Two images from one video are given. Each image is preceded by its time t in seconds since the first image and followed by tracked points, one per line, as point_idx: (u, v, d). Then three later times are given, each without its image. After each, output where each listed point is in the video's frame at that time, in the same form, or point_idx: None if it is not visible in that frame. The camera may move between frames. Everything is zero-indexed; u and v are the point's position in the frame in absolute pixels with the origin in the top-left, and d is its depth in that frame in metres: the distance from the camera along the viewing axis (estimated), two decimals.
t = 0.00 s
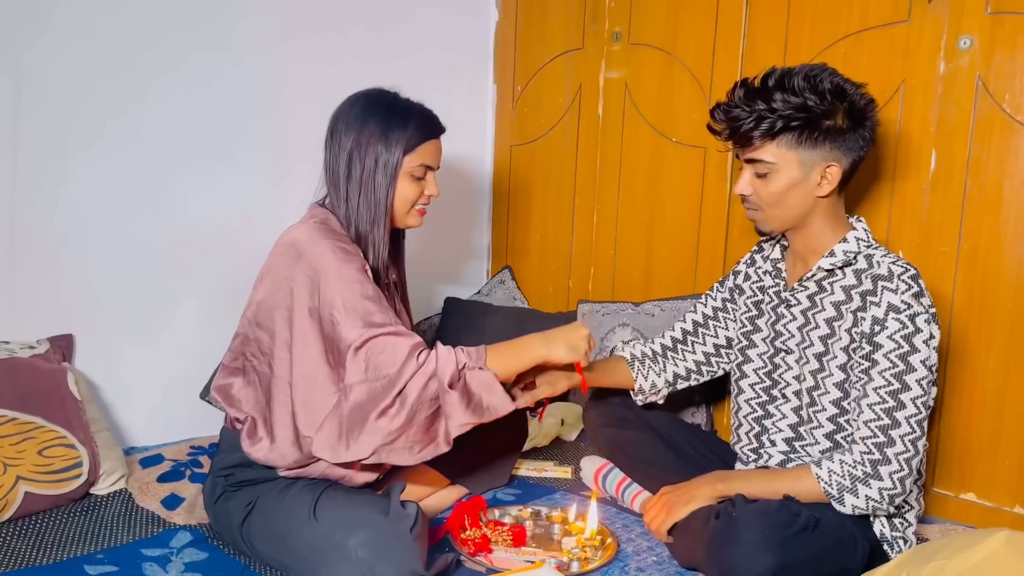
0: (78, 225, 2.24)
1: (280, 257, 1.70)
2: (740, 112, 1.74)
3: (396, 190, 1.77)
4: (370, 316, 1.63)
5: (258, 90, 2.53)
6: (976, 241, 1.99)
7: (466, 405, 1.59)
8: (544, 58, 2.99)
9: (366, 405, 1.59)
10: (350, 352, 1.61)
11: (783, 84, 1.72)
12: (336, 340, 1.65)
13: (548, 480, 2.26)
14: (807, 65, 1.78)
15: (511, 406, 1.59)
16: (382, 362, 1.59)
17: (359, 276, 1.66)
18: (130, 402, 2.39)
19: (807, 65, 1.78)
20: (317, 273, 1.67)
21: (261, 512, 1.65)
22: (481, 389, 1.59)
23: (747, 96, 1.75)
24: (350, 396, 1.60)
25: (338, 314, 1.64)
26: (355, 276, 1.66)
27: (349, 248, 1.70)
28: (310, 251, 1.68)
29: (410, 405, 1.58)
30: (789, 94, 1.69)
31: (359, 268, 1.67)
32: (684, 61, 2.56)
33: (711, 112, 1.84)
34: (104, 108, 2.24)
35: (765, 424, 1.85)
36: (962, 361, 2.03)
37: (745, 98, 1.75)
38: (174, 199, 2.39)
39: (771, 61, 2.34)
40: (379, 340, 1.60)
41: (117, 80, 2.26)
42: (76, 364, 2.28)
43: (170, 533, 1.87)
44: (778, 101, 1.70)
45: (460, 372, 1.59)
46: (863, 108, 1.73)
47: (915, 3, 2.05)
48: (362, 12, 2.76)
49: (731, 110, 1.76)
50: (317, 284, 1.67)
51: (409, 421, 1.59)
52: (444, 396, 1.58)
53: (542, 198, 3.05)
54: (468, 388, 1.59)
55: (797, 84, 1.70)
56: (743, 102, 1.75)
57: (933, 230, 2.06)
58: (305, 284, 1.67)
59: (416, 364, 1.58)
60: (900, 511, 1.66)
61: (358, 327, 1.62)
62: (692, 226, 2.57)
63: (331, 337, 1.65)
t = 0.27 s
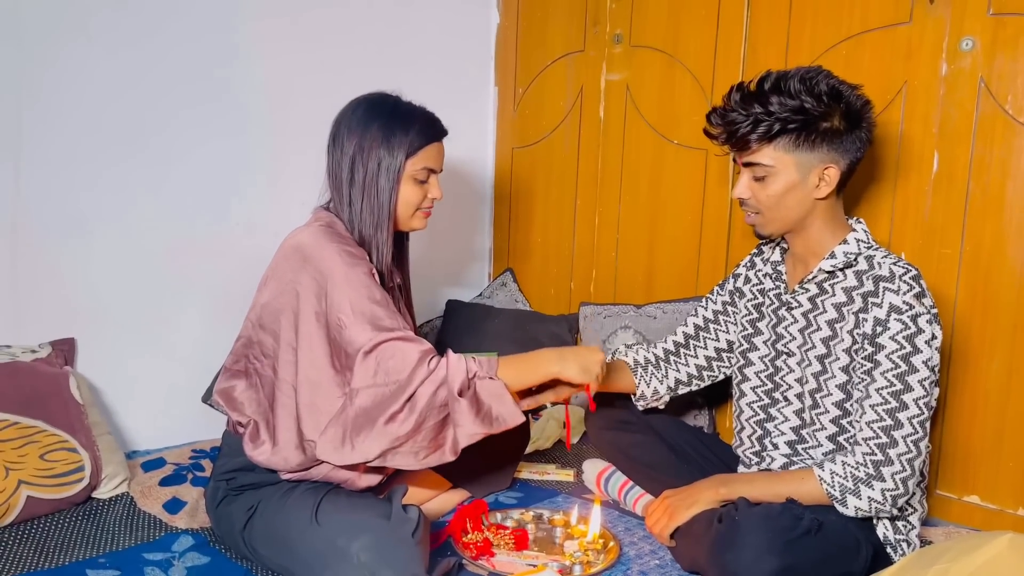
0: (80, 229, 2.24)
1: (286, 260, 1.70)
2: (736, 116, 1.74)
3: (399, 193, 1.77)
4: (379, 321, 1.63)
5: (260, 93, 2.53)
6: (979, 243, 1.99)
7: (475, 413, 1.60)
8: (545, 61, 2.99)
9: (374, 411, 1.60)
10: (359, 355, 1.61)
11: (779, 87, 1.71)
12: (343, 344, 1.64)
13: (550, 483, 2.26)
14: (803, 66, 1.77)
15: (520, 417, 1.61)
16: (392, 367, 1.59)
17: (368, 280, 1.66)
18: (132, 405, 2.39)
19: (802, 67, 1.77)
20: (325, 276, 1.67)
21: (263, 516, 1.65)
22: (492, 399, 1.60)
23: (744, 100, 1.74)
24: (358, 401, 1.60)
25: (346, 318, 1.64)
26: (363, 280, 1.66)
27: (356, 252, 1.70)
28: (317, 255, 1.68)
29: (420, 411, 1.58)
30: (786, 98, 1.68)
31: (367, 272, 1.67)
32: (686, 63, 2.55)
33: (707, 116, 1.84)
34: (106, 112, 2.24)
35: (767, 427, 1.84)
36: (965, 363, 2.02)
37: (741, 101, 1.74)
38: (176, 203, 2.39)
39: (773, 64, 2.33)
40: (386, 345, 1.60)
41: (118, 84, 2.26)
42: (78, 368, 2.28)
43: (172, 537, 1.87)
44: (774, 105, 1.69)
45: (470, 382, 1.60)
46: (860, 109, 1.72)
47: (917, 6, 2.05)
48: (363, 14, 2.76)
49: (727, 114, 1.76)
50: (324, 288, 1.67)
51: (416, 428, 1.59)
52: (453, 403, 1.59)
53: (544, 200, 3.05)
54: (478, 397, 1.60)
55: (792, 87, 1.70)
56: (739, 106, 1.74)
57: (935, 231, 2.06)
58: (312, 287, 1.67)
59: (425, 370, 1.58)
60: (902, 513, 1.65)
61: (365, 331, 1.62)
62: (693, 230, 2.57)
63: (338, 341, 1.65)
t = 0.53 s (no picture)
0: (81, 231, 2.24)
1: (290, 262, 1.70)
2: (727, 121, 1.74)
3: (404, 194, 1.77)
4: (379, 334, 1.62)
5: (260, 95, 2.53)
6: (981, 243, 1.98)
7: (470, 435, 1.57)
8: (546, 62, 2.98)
9: (371, 425, 1.59)
10: (358, 367, 1.60)
11: (770, 90, 1.71)
12: (344, 353, 1.64)
13: (551, 484, 2.25)
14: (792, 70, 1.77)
15: (516, 437, 1.57)
16: (389, 382, 1.58)
17: (371, 289, 1.66)
18: (134, 407, 2.39)
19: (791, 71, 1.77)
20: (328, 282, 1.66)
21: (264, 518, 1.65)
22: (486, 421, 1.58)
23: (734, 105, 1.74)
24: (356, 412, 1.60)
25: (346, 328, 1.63)
26: (365, 289, 1.65)
27: (362, 258, 1.70)
28: (322, 259, 1.68)
29: (414, 432, 1.57)
30: (775, 101, 1.68)
31: (370, 281, 1.67)
32: (687, 64, 2.55)
33: (699, 121, 1.84)
34: (106, 115, 2.24)
35: (768, 428, 1.83)
36: (967, 364, 2.02)
37: (731, 106, 1.75)
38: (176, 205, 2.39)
39: (774, 64, 2.33)
40: (384, 358, 1.60)
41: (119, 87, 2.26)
42: (79, 370, 2.28)
43: (173, 539, 1.87)
44: (764, 109, 1.69)
45: (463, 404, 1.57)
46: (852, 110, 1.72)
47: (918, 6, 2.04)
48: (363, 16, 2.76)
49: (718, 118, 1.76)
50: (327, 294, 1.66)
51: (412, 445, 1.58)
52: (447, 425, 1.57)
53: (545, 201, 3.05)
54: (472, 420, 1.58)
55: (782, 90, 1.70)
56: (730, 110, 1.75)
57: (937, 232, 2.05)
58: (315, 292, 1.67)
59: (420, 387, 1.57)
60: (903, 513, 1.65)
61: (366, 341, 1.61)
62: (693, 233, 2.57)
63: (339, 349, 1.65)
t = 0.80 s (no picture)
0: (82, 233, 2.23)
1: (292, 262, 1.69)
2: (727, 123, 1.74)
3: (404, 194, 1.77)
4: (385, 325, 1.63)
5: (261, 96, 2.53)
6: (983, 242, 1.98)
7: (483, 413, 1.61)
8: (546, 62, 2.98)
9: (382, 412, 1.60)
10: (365, 359, 1.60)
11: (769, 91, 1.71)
12: (350, 347, 1.64)
13: (553, 485, 2.25)
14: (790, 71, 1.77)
15: (526, 410, 1.63)
16: (399, 371, 1.59)
17: (374, 283, 1.66)
18: (135, 409, 2.39)
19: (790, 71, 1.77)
20: (330, 279, 1.66)
21: (265, 519, 1.64)
22: (498, 395, 1.62)
23: (734, 106, 1.74)
24: (365, 403, 1.59)
25: (351, 322, 1.63)
26: (369, 283, 1.66)
27: (363, 255, 1.70)
28: (323, 257, 1.68)
29: (429, 415, 1.59)
30: (775, 104, 1.68)
31: (373, 275, 1.67)
32: (688, 64, 2.55)
33: (698, 122, 1.84)
34: (107, 117, 2.24)
35: (769, 428, 1.83)
36: (969, 363, 2.01)
37: (731, 107, 1.74)
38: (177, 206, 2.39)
39: (775, 64, 2.33)
40: (391, 348, 1.60)
41: (119, 87, 2.26)
42: (80, 372, 2.27)
43: (174, 540, 1.86)
44: (764, 111, 1.69)
45: (477, 379, 1.61)
46: (851, 110, 1.72)
47: (919, 5, 2.04)
48: (364, 16, 2.76)
49: (718, 120, 1.76)
50: (329, 291, 1.66)
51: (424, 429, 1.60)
52: (461, 403, 1.59)
53: (546, 201, 3.04)
54: (485, 396, 1.61)
55: (782, 91, 1.70)
56: (729, 111, 1.74)
57: (939, 231, 2.05)
58: (317, 291, 1.66)
59: (431, 371, 1.59)
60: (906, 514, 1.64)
61: (372, 334, 1.61)
62: (694, 232, 2.56)
63: (344, 344, 1.65)
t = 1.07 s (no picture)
0: (82, 234, 2.24)
1: (294, 263, 1.69)
2: (727, 124, 1.74)
3: (405, 195, 1.77)
4: (387, 329, 1.63)
5: (262, 96, 2.53)
6: (984, 242, 1.98)
7: (483, 421, 1.59)
8: (546, 63, 2.98)
9: (383, 418, 1.59)
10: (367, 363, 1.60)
11: (770, 92, 1.71)
12: (352, 351, 1.64)
13: (554, 486, 2.25)
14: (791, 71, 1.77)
15: (527, 420, 1.60)
16: (399, 376, 1.59)
17: (376, 287, 1.66)
18: (136, 410, 2.39)
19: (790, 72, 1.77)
20: (333, 281, 1.66)
21: (267, 520, 1.64)
22: (497, 404, 1.60)
23: (734, 107, 1.74)
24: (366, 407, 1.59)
25: (354, 325, 1.64)
26: (371, 287, 1.66)
27: (365, 259, 1.70)
28: (326, 259, 1.68)
29: (427, 422, 1.58)
30: (775, 104, 1.68)
31: (375, 278, 1.68)
32: (688, 65, 2.55)
33: (699, 123, 1.84)
34: (109, 119, 2.25)
35: (771, 429, 1.83)
36: (971, 363, 2.01)
37: (732, 108, 1.74)
38: (177, 207, 2.39)
39: (775, 64, 2.33)
40: (393, 352, 1.60)
41: (119, 89, 2.26)
42: (81, 373, 2.27)
43: (175, 542, 1.86)
44: (764, 112, 1.69)
45: (476, 389, 1.60)
46: (852, 110, 1.72)
47: (920, 5, 2.04)
48: (364, 17, 2.76)
49: (719, 121, 1.76)
50: (332, 293, 1.66)
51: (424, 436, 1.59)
52: (460, 411, 1.59)
53: (547, 202, 3.04)
54: (484, 404, 1.60)
55: (782, 91, 1.70)
56: (730, 112, 1.74)
57: (940, 231, 2.05)
58: (320, 291, 1.66)
59: (432, 377, 1.58)
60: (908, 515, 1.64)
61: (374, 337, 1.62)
62: (694, 231, 2.56)
63: (347, 347, 1.65)
